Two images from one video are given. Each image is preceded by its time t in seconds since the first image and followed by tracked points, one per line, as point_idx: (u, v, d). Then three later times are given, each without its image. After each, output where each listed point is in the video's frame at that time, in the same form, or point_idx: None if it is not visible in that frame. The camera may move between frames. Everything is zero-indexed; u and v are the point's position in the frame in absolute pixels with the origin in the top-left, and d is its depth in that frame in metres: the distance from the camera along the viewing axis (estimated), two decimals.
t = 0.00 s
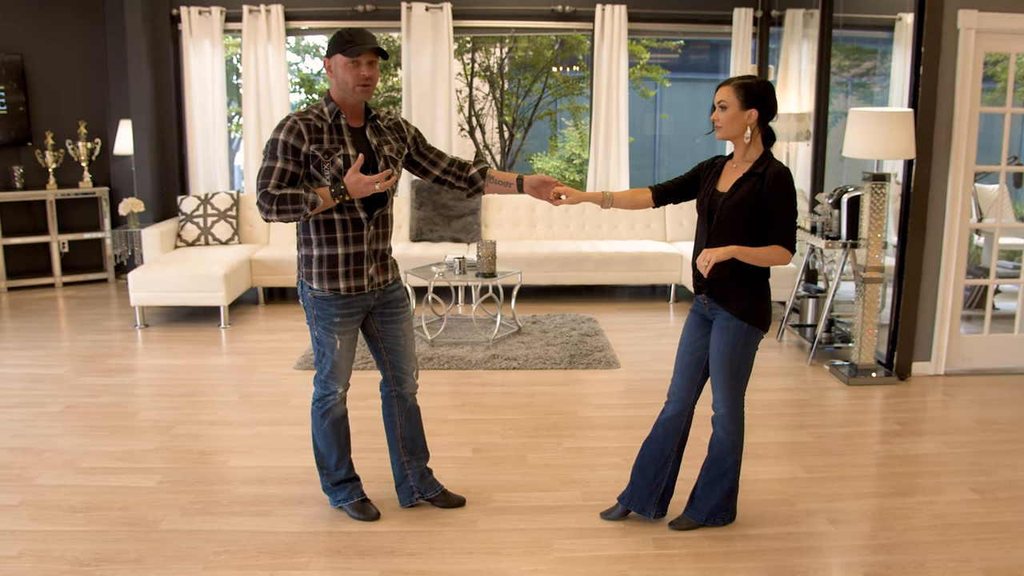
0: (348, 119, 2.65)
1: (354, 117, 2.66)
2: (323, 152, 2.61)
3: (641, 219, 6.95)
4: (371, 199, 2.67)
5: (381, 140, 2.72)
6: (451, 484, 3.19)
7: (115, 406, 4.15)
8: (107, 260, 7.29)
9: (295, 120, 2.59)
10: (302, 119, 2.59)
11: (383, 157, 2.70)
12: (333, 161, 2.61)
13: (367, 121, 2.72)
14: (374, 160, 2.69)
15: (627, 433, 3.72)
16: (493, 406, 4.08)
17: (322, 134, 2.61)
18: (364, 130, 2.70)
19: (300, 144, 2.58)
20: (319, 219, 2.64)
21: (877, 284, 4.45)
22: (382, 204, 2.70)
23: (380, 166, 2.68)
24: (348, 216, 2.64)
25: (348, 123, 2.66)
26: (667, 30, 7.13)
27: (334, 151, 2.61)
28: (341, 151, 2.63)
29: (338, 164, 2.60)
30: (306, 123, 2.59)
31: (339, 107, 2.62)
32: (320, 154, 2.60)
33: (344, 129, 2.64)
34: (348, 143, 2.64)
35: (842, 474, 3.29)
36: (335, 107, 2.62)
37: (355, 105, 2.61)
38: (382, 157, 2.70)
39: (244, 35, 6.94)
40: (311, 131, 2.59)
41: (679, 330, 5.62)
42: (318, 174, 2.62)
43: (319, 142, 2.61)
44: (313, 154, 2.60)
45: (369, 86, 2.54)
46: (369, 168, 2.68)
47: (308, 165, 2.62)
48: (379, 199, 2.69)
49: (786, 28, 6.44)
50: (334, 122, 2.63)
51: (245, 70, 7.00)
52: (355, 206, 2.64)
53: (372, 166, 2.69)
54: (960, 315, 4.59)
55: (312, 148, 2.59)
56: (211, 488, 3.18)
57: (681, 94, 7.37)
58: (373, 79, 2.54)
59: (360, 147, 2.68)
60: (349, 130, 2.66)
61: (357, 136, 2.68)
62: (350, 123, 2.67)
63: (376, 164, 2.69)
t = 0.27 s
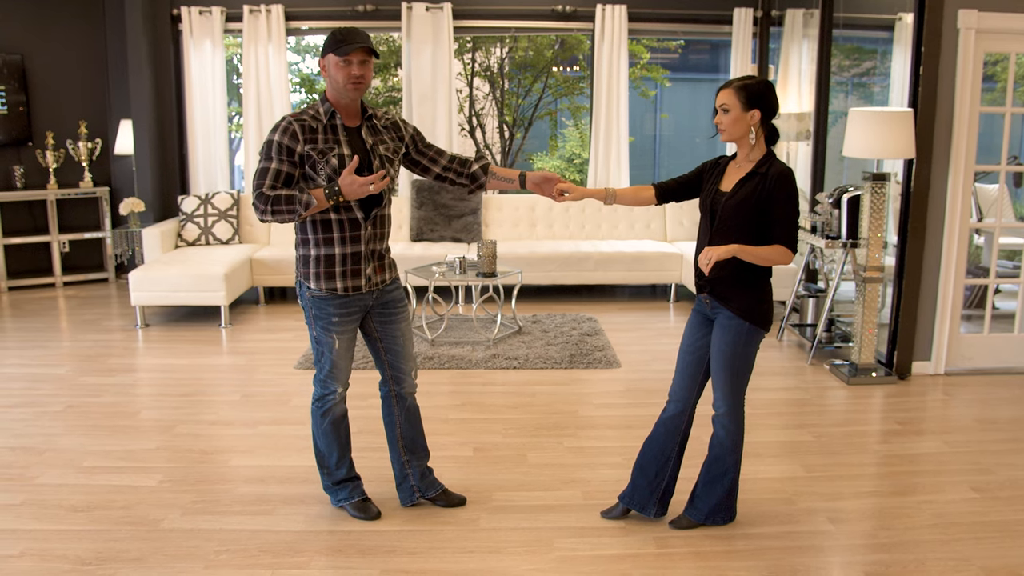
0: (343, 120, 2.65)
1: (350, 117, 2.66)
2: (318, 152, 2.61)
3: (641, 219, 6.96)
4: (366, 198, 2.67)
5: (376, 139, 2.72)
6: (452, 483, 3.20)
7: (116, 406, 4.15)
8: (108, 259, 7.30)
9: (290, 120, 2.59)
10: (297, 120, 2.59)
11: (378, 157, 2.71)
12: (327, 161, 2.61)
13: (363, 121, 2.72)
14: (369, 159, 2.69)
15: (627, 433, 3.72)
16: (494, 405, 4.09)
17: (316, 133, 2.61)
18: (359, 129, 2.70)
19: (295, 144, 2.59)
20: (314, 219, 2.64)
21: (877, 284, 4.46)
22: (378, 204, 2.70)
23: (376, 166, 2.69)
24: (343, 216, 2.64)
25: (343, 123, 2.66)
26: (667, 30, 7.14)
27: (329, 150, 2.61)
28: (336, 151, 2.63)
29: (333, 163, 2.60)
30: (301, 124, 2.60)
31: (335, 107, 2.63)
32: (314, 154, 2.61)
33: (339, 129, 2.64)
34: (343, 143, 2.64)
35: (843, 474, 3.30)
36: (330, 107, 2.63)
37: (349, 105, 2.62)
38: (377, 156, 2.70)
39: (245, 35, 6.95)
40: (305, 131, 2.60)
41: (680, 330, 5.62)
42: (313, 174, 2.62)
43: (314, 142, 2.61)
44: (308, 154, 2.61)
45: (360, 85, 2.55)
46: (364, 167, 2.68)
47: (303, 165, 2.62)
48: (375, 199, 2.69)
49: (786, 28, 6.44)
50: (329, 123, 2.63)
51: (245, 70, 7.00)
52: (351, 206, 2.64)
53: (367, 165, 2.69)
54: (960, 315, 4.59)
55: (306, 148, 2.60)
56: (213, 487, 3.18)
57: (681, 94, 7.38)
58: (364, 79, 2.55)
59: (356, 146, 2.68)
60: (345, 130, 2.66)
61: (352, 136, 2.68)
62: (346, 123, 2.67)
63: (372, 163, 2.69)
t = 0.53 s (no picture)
0: (341, 120, 2.65)
1: (348, 118, 2.66)
2: (314, 152, 2.61)
3: (642, 219, 6.96)
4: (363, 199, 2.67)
5: (374, 140, 2.72)
6: (453, 483, 3.20)
7: (117, 406, 4.15)
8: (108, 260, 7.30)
9: (288, 121, 2.60)
10: (295, 120, 2.60)
11: (375, 157, 2.70)
12: (324, 161, 2.61)
13: (362, 122, 2.72)
14: (366, 160, 2.69)
15: (628, 433, 3.73)
16: (495, 405, 4.09)
17: (313, 134, 2.62)
18: (358, 130, 2.70)
19: (291, 144, 2.60)
20: (313, 220, 2.64)
21: (877, 284, 4.46)
22: (375, 204, 2.70)
23: (373, 166, 2.69)
24: (340, 217, 2.65)
25: (341, 124, 2.66)
26: (668, 30, 7.14)
27: (326, 151, 2.62)
28: (333, 152, 2.63)
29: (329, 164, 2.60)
30: (298, 124, 2.60)
31: (332, 108, 2.63)
32: (311, 154, 2.61)
33: (337, 129, 2.64)
34: (341, 143, 2.64)
35: (844, 474, 3.30)
36: (327, 108, 2.63)
37: (344, 104, 2.62)
38: (374, 157, 2.70)
39: (245, 35, 6.95)
40: (302, 131, 2.60)
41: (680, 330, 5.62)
42: (311, 174, 2.62)
43: (312, 142, 2.61)
44: (305, 155, 2.61)
45: (357, 85, 2.55)
46: (361, 168, 2.68)
47: (300, 165, 2.63)
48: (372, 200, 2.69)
49: (786, 28, 6.45)
50: (327, 123, 2.63)
51: (246, 70, 7.01)
52: (349, 208, 2.65)
53: (364, 165, 2.69)
54: (960, 315, 4.60)
55: (303, 148, 2.60)
56: (214, 487, 3.19)
57: (681, 94, 7.38)
58: (361, 78, 2.55)
59: (353, 147, 2.68)
60: (342, 131, 2.66)
61: (350, 137, 2.68)
62: (344, 124, 2.67)
63: (369, 163, 2.69)
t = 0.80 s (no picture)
0: (340, 122, 2.66)
1: (347, 119, 2.67)
2: (313, 153, 2.62)
3: (642, 220, 6.96)
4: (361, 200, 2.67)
5: (373, 141, 2.72)
6: (455, 484, 3.20)
7: (118, 406, 4.16)
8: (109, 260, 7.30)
9: (287, 122, 2.61)
10: (294, 121, 2.61)
11: (374, 159, 2.70)
12: (322, 162, 2.62)
13: (361, 123, 2.72)
14: (364, 162, 2.69)
15: (629, 433, 3.73)
16: (496, 406, 4.09)
17: (312, 135, 2.63)
18: (357, 131, 2.70)
19: (289, 145, 2.61)
20: (310, 220, 2.65)
21: (878, 284, 4.47)
22: (373, 206, 2.71)
23: (371, 168, 2.69)
24: (338, 219, 2.65)
25: (341, 125, 2.67)
26: (668, 31, 7.15)
27: (324, 152, 2.62)
28: (331, 153, 2.63)
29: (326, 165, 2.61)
30: (297, 125, 2.61)
31: (331, 110, 2.64)
32: (309, 155, 2.62)
33: (336, 131, 2.65)
34: (339, 144, 2.64)
35: (844, 474, 3.31)
36: (326, 109, 2.64)
37: (344, 105, 2.62)
38: (372, 159, 2.70)
39: (246, 36, 6.95)
40: (301, 132, 2.61)
41: (681, 330, 5.63)
42: (308, 175, 2.63)
43: (310, 144, 2.62)
44: (303, 156, 2.62)
45: (355, 85, 2.55)
46: (359, 169, 2.68)
47: (299, 166, 2.63)
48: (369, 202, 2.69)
49: (787, 29, 6.45)
50: (326, 125, 2.64)
51: (246, 71, 7.01)
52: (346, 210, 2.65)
53: (363, 167, 2.69)
54: (961, 316, 4.60)
55: (301, 149, 2.61)
56: (215, 488, 3.19)
57: (682, 95, 7.38)
58: (360, 79, 2.55)
59: (352, 148, 2.68)
60: (341, 132, 2.66)
61: (349, 138, 2.68)
62: (343, 125, 2.68)
63: (367, 165, 2.69)
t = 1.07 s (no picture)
0: (338, 124, 2.66)
1: (345, 121, 2.67)
2: (310, 155, 2.62)
3: (643, 221, 6.97)
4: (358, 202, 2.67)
5: (372, 143, 2.72)
6: (456, 485, 3.20)
7: (119, 408, 4.16)
8: (110, 262, 7.31)
9: (286, 123, 2.62)
10: (292, 123, 2.62)
11: (372, 161, 2.70)
12: (319, 164, 2.62)
13: (360, 125, 2.72)
14: (362, 164, 2.69)
15: (630, 434, 3.73)
16: (496, 407, 4.10)
17: (310, 137, 2.63)
18: (355, 134, 2.70)
19: (287, 147, 2.62)
20: (307, 222, 2.66)
21: (878, 285, 4.47)
22: (370, 208, 2.70)
23: (368, 170, 2.68)
24: (335, 221, 2.65)
25: (339, 127, 2.67)
26: (668, 32, 7.15)
27: (321, 154, 2.62)
28: (329, 155, 2.63)
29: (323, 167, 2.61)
30: (295, 127, 2.62)
31: (330, 112, 2.64)
32: (307, 156, 2.62)
33: (334, 133, 2.65)
34: (337, 146, 2.64)
35: (845, 475, 3.30)
36: (325, 111, 2.64)
37: (343, 107, 2.62)
38: (371, 161, 2.69)
39: (246, 38, 6.96)
40: (299, 134, 2.62)
41: (681, 331, 5.63)
42: (306, 176, 2.63)
43: (307, 145, 2.63)
44: (301, 157, 2.62)
45: (354, 88, 2.56)
46: (357, 171, 2.68)
47: (296, 168, 2.64)
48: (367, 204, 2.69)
49: (787, 30, 6.45)
50: (324, 127, 2.64)
51: (247, 73, 7.02)
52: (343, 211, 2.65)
53: (360, 169, 2.69)
54: (961, 317, 4.60)
55: (299, 151, 2.61)
56: (216, 489, 3.19)
57: (682, 96, 7.38)
58: (360, 81, 2.56)
59: (350, 150, 2.69)
60: (339, 134, 2.67)
61: (348, 140, 2.69)
62: (341, 127, 2.68)
63: (365, 166, 2.69)
